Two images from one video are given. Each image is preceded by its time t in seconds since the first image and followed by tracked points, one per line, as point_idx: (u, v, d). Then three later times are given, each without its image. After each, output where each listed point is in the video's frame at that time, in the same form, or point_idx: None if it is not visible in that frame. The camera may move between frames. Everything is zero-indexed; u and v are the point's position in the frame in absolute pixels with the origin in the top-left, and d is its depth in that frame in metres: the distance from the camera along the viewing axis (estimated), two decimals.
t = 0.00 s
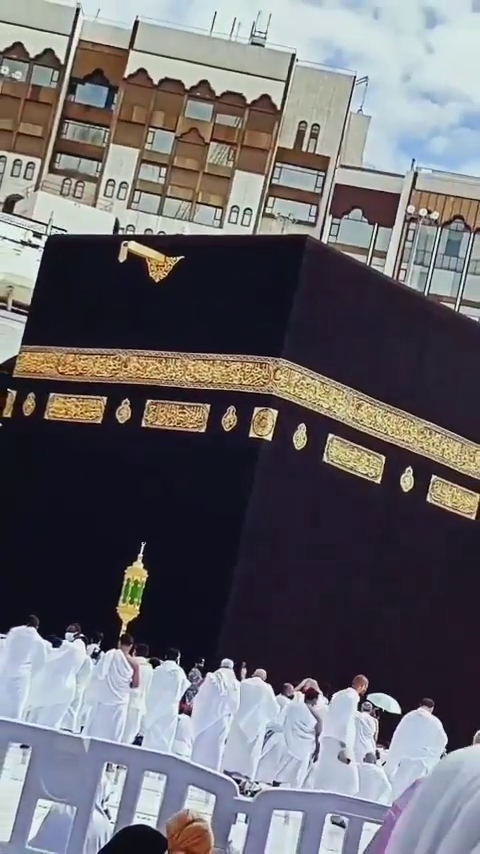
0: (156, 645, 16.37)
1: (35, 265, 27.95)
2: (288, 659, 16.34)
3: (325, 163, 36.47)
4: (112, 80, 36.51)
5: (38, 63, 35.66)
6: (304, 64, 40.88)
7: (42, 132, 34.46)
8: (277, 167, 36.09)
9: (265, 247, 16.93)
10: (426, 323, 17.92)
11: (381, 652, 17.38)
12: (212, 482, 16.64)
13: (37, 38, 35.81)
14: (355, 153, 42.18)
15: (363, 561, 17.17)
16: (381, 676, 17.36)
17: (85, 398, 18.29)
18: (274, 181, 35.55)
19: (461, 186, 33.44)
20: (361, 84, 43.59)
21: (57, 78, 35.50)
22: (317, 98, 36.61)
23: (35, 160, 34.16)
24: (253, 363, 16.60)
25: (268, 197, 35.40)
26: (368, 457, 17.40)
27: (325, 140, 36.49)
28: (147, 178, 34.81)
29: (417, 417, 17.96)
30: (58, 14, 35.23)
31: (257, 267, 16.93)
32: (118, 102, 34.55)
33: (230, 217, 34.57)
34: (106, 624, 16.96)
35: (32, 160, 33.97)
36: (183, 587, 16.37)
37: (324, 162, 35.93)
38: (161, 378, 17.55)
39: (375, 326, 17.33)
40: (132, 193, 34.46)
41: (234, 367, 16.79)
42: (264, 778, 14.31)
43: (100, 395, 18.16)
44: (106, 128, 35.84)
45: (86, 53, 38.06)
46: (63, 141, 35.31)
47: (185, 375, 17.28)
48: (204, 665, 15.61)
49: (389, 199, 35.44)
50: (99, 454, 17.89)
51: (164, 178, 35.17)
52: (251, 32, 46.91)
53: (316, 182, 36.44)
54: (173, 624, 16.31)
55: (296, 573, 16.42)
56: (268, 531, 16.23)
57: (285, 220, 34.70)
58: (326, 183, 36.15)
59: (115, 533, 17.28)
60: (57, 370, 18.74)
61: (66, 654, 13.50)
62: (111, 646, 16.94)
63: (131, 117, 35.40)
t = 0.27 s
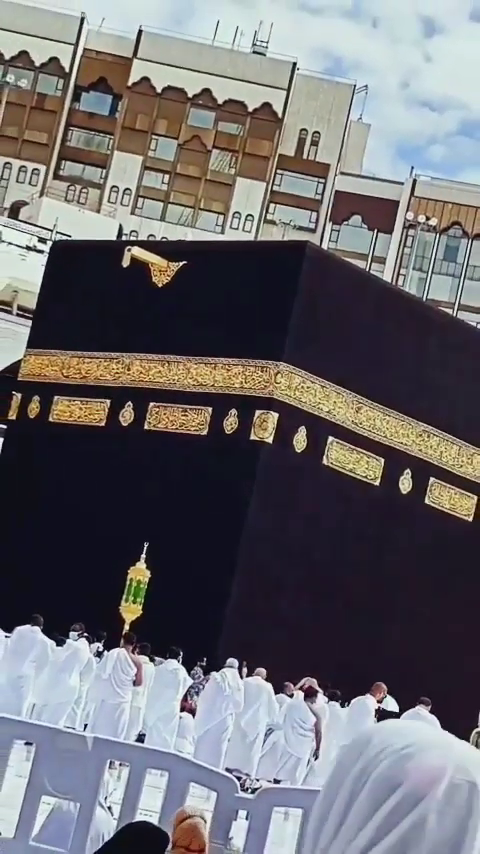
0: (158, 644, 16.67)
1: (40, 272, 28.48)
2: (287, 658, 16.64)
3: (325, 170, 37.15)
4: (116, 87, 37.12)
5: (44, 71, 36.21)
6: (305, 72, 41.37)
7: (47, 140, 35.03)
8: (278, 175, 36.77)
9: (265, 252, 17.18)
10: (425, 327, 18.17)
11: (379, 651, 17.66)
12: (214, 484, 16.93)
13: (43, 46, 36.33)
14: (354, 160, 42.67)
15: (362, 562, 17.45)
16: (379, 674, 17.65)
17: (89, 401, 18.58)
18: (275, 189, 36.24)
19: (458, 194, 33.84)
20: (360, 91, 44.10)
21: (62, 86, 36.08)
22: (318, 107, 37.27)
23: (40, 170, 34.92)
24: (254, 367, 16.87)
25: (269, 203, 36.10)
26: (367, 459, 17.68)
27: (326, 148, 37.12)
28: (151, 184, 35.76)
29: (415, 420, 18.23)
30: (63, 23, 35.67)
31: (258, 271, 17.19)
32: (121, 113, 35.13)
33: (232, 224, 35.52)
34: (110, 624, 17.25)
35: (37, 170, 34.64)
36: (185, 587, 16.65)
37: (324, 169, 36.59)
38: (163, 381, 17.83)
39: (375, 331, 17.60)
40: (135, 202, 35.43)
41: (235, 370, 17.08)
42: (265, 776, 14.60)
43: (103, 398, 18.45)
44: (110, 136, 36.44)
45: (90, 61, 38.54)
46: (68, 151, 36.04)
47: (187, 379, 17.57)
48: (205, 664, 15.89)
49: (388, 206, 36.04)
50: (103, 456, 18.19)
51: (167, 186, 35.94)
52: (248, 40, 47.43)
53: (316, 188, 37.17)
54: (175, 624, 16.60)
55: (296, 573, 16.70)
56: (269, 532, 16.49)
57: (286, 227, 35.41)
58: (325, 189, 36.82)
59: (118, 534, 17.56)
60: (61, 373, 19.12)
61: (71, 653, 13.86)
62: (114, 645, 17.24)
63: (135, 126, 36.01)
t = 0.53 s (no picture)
0: (160, 645, 16.89)
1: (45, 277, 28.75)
2: (287, 658, 16.86)
3: (326, 176, 37.54)
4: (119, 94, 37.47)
5: (48, 79, 36.50)
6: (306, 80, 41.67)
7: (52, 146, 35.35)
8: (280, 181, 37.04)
9: (266, 257, 17.41)
10: (425, 331, 18.38)
11: (378, 651, 17.88)
12: (215, 486, 17.14)
13: (48, 54, 36.65)
14: (355, 166, 42.95)
15: (361, 563, 17.67)
16: (377, 675, 17.87)
17: (92, 404, 18.79)
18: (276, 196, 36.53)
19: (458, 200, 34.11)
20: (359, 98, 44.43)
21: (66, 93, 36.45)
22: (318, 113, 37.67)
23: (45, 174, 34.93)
24: (255, 371, 17.09)
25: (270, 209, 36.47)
26: (367, 462, 17.89)
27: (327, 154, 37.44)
28: (154, 190, 36.10)
29: (415, 424, 18.44)
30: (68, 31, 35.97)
31: (260, 277, 17.41)
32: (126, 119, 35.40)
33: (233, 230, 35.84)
34: (112, 625, 17.46)
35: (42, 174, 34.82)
36: (187, 588, 16.87)
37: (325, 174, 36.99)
38: (165, 384, 18.05)
39: (374, 335, 17.81)
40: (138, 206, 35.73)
41: (237, 374, 17.30)
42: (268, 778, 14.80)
43: (106, 401, 18.67)
44: (113, 141, 36.64)
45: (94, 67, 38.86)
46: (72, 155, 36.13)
47: (189, 382, 17.80)
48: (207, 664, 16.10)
49: (388, 211, 36.40)
50: (106, 458, 18.40)
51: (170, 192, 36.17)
52: (250, 48, 47.75)
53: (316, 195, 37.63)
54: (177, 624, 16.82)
55: (295, 575, 16.91)
56: (269, 533, 16.70)
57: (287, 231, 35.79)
58: (326, 195, 37.22)
59: (121, 535, 17.78)
60: (64, 376, 19.30)
61: (74, 652, 14.05)
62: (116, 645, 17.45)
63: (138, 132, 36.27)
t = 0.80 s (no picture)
0: (162, 648, 16.95)
1: (48, 280, 28.85)
2: (290, 662, 16.92)
3: (328, 182, 37.65)
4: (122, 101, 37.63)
5: (51, 85, 36.63)
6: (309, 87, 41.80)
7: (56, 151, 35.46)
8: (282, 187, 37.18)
9: (268, 263, 17.49)
10: (425, 337, 18.46)
11: (378, 655, 17.96)
12: (216, 490, 17.21)
13: (52, 61, 36.78)
14: (358, 173, 43.09)
15: (361, 567, 17.74)
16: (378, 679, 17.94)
17: (95, 408, 18.89)
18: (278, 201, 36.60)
19: (459, 206, 34.20)
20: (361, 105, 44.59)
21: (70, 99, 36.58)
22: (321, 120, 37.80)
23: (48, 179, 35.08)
24: (257, 375, 17.17)
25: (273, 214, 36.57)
26: (368, 467, 17.96)
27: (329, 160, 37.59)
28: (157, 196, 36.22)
29: (416, 428, 18.52)
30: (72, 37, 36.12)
31: (262, 282, 17.49)
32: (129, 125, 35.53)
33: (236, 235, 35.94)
34: (114, 628, 17.53)
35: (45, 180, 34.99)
36: (189, 591, 16.94)
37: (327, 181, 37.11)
38: (167, 388, 18.14)
39: (375, 340, 17.89)
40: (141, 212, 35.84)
41: (239, 379, 17.38)
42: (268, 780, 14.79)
43: (109, 405, 18.77)
44: (117, 148, 36.80)
45: (97, 74, 39.01)
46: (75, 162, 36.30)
47: (191, 386, 17.88)
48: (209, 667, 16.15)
49: (390, 217, 36.51)
50: (109, 462, 18.49)
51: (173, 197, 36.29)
52: (254, 55, 47.90)
53: (318, 201, 37.75)
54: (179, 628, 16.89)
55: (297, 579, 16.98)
56: (271, 537, 16.77)
57: (289, 237, 35.89)
58: (328, 201, 37.34)
59: (123, 539, 17.86)
60: (67, 381, 19.42)
61: (77, 656, 14.05)
62: (118, 648, 17.50)
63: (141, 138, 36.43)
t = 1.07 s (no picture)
0: (165, 650, 17.27)
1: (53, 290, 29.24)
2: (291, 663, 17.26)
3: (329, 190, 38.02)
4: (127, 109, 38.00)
5: (57, 93, 36.99)
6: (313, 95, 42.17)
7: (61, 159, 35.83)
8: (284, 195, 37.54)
9: (270, 272, 17.82)
10: (424, 344, 18.80)
11: (377, 657, 18.30)
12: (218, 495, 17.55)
13: (57, 69, 37.15)
14: (358, 180, 43.49)
15: (361, 570, 18.08)
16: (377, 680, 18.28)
17: (99, 414, 19.27)
18: (281, 209, 36.92)
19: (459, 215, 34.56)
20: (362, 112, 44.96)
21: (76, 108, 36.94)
22: (322, 129, 38.16)
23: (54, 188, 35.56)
24: (259, 382, 17.50)
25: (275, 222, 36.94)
26: (367, 471, 18.29)
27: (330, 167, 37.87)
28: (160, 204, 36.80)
29: (414, 434, 18.86)
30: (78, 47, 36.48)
31: (263, 290, 17.82)
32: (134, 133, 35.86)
33: (238, 242, 36.30)
34: (118, 630, 17.86)
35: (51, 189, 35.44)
36: (190, 593, 17.26)
37: (328, 189, 37.48)
38: (170, 394, 18.49)
39: (375, 348, 18.23)
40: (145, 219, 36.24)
41: (241, 385, 17.72)
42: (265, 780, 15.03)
43: (113, 411, 19.13)
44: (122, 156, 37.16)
45: (102, 82, 39.40)
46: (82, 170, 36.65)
47: (194, 393, 18.23)
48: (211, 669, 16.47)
49: (390, 225, 36.87)
50: (113, 466, 18.85)
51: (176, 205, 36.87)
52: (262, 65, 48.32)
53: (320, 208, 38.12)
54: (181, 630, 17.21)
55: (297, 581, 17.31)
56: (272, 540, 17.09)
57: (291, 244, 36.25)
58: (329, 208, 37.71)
59: (127, 542, 18.20)
60: (72, 387, 19.80)
61: (81, 656, 14.39)
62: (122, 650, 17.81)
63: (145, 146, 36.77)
